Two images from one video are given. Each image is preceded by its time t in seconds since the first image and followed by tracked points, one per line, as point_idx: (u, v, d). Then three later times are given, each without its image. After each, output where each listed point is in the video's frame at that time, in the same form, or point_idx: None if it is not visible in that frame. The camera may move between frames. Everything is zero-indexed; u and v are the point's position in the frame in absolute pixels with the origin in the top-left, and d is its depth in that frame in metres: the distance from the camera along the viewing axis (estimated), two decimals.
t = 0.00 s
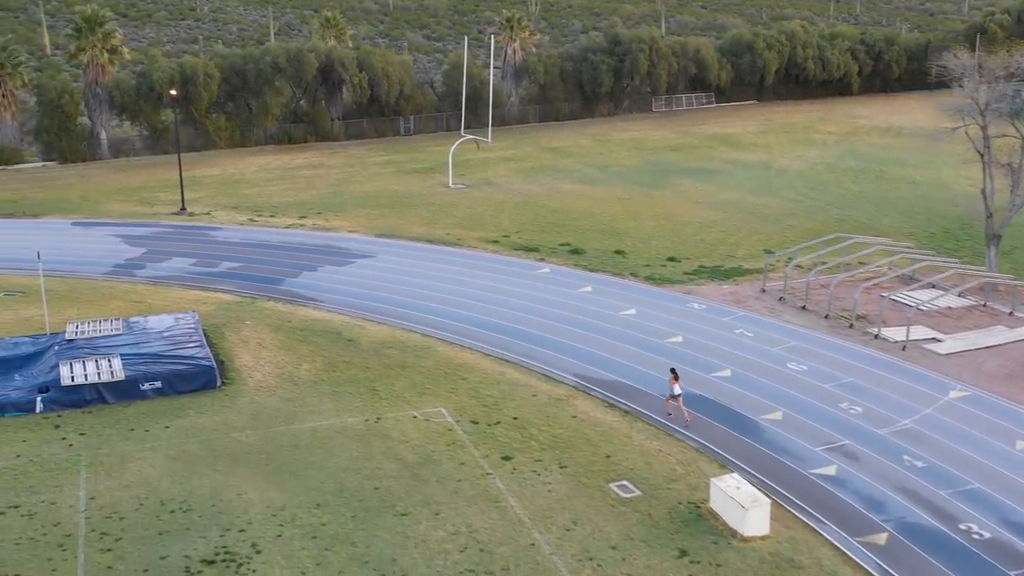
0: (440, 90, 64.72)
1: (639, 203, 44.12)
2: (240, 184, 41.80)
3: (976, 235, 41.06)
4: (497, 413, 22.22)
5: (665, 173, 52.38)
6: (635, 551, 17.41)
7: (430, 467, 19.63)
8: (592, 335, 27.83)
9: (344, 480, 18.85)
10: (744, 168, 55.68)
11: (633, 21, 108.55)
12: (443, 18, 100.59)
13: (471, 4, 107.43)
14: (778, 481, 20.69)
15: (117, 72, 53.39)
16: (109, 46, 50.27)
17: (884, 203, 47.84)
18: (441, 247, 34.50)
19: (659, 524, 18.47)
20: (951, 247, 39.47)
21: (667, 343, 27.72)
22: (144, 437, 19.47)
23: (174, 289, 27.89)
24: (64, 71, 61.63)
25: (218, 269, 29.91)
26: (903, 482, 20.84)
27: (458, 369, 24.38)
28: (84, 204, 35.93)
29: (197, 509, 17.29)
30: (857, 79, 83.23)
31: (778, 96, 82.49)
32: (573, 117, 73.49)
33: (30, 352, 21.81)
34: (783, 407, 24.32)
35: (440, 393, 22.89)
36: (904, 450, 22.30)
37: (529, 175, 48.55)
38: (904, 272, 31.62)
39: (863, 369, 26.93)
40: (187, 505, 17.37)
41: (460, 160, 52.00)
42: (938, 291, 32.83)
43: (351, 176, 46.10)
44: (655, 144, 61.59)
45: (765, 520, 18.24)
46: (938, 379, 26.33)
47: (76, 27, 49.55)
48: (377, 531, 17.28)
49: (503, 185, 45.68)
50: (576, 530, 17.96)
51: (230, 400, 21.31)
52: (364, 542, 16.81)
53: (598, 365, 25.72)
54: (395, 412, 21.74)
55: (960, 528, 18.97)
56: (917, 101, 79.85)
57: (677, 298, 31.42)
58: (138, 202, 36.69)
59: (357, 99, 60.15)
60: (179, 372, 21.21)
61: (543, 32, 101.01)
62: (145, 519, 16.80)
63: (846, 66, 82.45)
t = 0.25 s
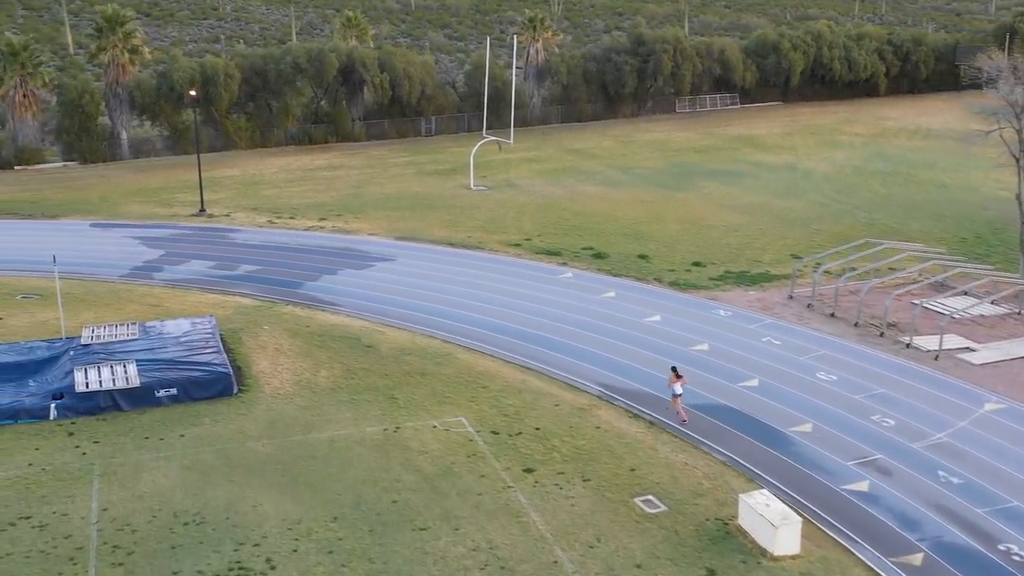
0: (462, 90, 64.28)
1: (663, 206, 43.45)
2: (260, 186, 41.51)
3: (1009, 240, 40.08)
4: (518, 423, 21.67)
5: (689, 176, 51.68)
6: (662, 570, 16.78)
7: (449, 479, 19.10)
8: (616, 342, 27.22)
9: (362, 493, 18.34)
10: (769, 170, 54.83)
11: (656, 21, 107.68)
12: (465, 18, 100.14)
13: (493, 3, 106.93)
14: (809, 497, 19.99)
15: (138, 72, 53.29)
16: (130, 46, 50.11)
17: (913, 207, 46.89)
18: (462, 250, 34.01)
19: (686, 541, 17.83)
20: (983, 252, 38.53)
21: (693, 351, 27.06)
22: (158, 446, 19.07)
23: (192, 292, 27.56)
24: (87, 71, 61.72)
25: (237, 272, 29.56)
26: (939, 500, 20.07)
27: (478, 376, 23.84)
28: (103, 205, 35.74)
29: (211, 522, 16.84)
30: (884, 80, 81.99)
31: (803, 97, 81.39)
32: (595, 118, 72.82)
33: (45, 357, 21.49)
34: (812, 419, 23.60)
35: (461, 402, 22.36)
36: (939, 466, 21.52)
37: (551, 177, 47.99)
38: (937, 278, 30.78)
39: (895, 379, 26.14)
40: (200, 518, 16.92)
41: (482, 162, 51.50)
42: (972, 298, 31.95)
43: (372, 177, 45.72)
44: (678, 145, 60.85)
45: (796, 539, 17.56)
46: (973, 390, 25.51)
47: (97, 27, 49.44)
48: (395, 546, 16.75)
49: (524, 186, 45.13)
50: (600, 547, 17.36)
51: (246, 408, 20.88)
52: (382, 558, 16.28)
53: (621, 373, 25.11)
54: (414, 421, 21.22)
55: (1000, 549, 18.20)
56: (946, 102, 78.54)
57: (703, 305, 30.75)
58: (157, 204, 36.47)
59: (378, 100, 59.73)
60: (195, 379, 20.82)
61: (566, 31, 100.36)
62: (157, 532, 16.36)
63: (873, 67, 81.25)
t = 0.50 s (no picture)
0: (482, 90, 63.79)
1: (685, 210, 42.77)
2: (277, 187, 41.17)
3: None
4: (538, 434, 21.09)
5: (711, 179, 50.96)
6: None
7: (467, 492, 18.52)
8: (636, 349, 26.62)
9: (377, 506, 17.79)
10: (793, 173, 53.98)
11: (677, 20, 106.75)
12: (485, 17, 99.62)
13: (513, 3, 106.36)
14: (839, 514, 19.27)
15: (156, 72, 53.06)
16: (148, 46, 49.88)
17: (941, 210, 45.95)
18: (481, 254, 33.51)
19: (712, 560, 17.17)
20: (1014, 258, 37.59)
21: (716, 359, 26.40)
22: (170, 456, 18.63)
23: (208, 295, 27.17)
24: (107, 71, 61.69)
25: (254, 275, 29.18)
26: (974, 518, 19.31)
27: (497, 385, 23.28)
28: (120, 206, 35.48)
29: (222, 536, 16.33)
30: (909, 80, 80.79)
31: (827, 98, 80.29)
32: (616, 119, 72.14)
33: (57, 362, 21.15)
34: (841, 432, 22.89)
35: (479, 411, 21.80)
36: (974, 482, 20.75)
37: (571, 179, 47.41)
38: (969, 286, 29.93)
39: (926, 391, 25.36)
40: (212, 532, 16.42)
41: (501, 163, 50.98)
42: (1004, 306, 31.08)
43: (390, 178, 45.29)
44: (700, 147, 60.11)
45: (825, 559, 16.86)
46: (1007, 402, 24.70)
47: (115, 27, 49.24)
48: (411, 562, 16.16)
49: (544, 189, 44.57)
50: (623, 565, 16.72)
51: (260, 416, 20.41)
52: None
53: (643, 382, 24.50)
54: (432, 431, 20.68)
55: None
56: (972, 103, 77.27)
57: (727, 312, 30.08)
58: (174, 205, 36.17)
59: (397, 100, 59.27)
60: (208, 387, 20.39)
61: (586, 31, 99.66)
62: (167, 547, 15.87)
63: (898, 68, 80.06)
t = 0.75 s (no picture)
0: (502, 91, 63.35)
1: (708, 214, 42.09)
2: (295, 188, 40.82)
3: None
4: (559, 446, 20.51)
5: (734, 182, 50.22)
6: None
7: (485, 507, 17.93)
8: (659, 357, 26.00)
9: (393, 520, 17.21)
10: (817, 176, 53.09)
11: (698, 20, 105.76)
12: (505, 17, 99.11)
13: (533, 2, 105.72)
14: (871, 533, 18.56)
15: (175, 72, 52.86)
16: (167, 46, 49.68)
17: (970, 215, 44.96)
18: (501, 258, 32.99)
19: None
20: None
21: (741, 369, 25.72)
22: (182, 466, 18.18)
23: (224, 300, 26.79)
24: (126, 72, 61.69)
25: (270, 278, 28.80)
26: (1013, 540, 18.51)
27: (517, 394, 22.71)
28: (137, 207, 35.21)
29: (234, 550, 15.81)
30: (935, 81, 79.51)
31: (851, 99, 79.17)
32: (637, 120, 71.50)
33: (70, 368, 20.81)
34: (871, 446, 22.14)
35: (498, 422, 21.25)
36: (1011, 501, 19.94)
37: (592, 182, 46.82)
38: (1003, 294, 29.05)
39: (959, 403, 24.55)
40: (223, 546, 15.90)
41: (521, 165, 50.46)
42: None
43: (409, 180, 44.88)
44: (723, 150, 59.38)
45: None
46: None
47: (134, 26, 49.07)
48: None
49: (565, 191, 43.99)
50: None
51: (275, 426, 19.94)
52: None
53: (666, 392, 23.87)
54: (449, 442, 20.14)
55: None
56: (1000, 105, 75.91)
57: (752, 320, 29.37)
58: (192, 206, 35.87)
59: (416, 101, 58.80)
60: (222, 395, 19.97)
61: (607, 31, 98.95)
62: (177, 561, 15.37)
63: (924, 69, 78.80)
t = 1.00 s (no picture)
0: (523, 92, 63.03)
1: (731, 219, 41.42)
2: (313, 189, 40.46)
3: None
4: (580, 458, 19.92)
5: (758, 185, 49.45)
6: None
7: (505, 522, 17.33)
8: (683, 366, 25.36)
9: (409, 535, 16.62)
10: (842, 178, 52.22)
11: (720, 20, 104.80)
12: (526, 16, 98.52)
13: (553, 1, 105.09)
14: (904, 554, 17.81)
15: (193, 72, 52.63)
16: (185, 46, 49.45)
17: (1000, 219, 43.99)
18: (521, 263, 32.45)
19: None
20: None
21: (768, 378, 25.03)
22: (194, 478, 17.72)
23: (239, 304, 26.40)
24: (146, 72, 61.67)
25: (288, 282, 28.41)
26: None
27: (537, 404, 22.15)
28: (155, 208, 34.95)
29: (246, 565, 15.27)
30: (962, 83, 78.23)
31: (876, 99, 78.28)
32: (659, 121, 71.02)
33: (82, 374, 20.44)
34: (903, 460, 21.37)
35: (518, 433, 20.70)
36: None
37: (613, 185, 46.24)
38: None
39: (996, 416, 23.67)
40: (234, 561, 15.36)
41: (542, 166, 49.98)
42: None
43: (429, 181, 44.44)
44: (746, 152, 58.73)
45: None
46: None
47: (152, 26, 48.88)
48: None
49: (586, 194, 43.44)
50: None
51: (289, 437, 19.48)
52: None
53: (690, 403, 23.23)
54: (467, 454, 19.60)
55: None
56: None
57: (779, 328, 28.65)
58: (209, 207, 35.56)
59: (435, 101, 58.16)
60: (236, 404, 19.54)
61: (628, 30, 98.32)
62: None
63: (951, 70, 77.49)
